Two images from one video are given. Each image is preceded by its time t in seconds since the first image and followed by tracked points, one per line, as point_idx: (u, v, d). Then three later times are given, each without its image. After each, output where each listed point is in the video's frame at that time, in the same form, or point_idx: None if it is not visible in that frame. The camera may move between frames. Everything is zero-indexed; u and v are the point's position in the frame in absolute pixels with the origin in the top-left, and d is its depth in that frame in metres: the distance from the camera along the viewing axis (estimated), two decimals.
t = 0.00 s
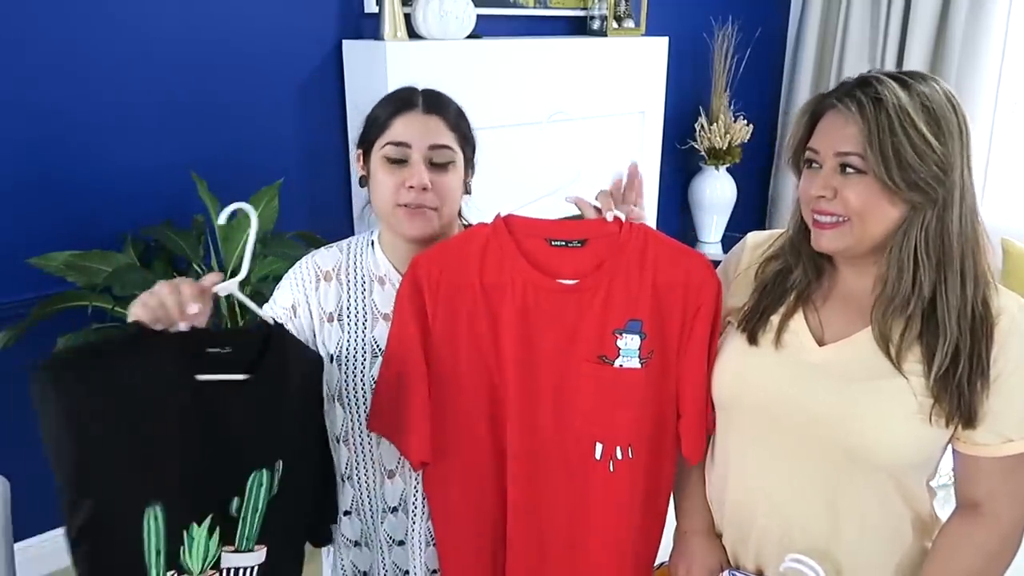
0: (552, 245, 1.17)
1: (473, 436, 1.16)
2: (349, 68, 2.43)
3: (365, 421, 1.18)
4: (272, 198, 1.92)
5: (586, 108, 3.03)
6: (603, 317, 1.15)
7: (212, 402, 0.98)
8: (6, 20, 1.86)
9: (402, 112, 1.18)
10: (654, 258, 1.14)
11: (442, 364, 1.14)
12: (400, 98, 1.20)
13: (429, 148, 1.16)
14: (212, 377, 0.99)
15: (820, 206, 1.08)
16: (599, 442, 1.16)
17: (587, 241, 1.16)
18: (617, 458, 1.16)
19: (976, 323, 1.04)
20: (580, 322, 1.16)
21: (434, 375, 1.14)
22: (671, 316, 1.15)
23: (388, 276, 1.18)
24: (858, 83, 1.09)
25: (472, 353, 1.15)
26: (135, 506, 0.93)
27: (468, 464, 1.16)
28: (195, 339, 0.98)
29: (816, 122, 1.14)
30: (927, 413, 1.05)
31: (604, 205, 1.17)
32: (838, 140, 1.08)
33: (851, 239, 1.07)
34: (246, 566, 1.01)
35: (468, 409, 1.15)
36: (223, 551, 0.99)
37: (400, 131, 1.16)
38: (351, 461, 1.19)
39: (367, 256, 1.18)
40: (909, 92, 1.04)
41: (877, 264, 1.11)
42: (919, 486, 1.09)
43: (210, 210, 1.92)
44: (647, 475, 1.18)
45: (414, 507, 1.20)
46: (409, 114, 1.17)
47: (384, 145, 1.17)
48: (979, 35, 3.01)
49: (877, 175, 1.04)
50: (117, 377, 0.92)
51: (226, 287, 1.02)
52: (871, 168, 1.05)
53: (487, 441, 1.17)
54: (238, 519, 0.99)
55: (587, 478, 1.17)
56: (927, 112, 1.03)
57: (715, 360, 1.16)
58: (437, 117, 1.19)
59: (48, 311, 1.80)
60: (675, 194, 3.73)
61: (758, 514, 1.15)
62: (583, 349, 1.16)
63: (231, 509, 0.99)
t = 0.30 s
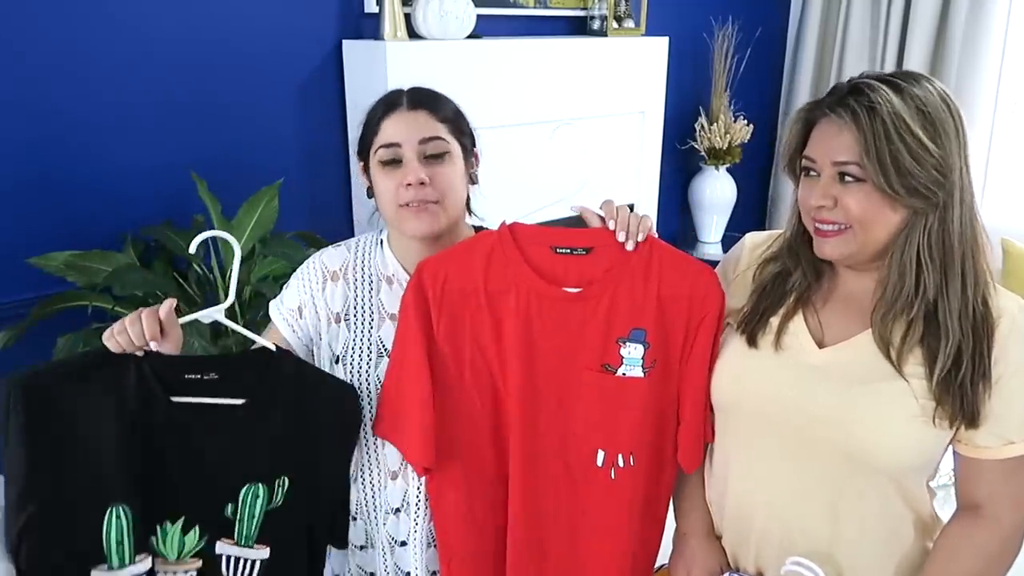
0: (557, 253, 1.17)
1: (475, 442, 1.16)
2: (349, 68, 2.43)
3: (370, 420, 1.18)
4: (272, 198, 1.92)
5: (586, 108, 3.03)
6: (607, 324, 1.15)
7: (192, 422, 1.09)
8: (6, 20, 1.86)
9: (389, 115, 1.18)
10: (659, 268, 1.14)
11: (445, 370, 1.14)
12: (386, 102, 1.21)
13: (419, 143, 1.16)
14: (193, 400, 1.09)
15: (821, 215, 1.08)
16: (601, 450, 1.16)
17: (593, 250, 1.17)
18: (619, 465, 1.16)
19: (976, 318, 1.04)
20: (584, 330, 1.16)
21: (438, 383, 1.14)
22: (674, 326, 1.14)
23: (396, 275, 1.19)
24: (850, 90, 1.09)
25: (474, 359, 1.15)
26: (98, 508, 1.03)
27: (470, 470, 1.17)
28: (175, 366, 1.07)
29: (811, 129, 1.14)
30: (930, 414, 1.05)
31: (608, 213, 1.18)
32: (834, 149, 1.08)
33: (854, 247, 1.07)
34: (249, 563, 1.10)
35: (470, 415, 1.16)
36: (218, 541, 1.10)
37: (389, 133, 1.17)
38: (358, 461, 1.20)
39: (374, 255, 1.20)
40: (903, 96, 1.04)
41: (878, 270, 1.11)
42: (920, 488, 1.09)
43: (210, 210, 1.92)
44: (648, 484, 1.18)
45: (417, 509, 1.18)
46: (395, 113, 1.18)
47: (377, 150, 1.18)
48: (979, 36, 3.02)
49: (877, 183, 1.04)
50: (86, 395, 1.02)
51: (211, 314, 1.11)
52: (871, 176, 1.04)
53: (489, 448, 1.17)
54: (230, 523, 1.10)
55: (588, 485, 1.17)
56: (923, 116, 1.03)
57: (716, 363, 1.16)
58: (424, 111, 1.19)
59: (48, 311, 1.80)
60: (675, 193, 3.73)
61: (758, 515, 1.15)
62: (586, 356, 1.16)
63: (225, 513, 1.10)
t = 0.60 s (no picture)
0: (562, 245, 1.17)
1: (479, 434, 1.16)
2: (349, 68, 2.43)
3: (369, 418, 1.19)
4: (272, 198, 1.91)
5: (586, 108, 3.03)
6: (614, 316, 1.14)
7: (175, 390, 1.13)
8: (6, 20, 1.86)
9: (391, 113, 1.18)
10: (667, 259, 1.14)
11: (447, 363, 1.14)
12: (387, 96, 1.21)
13: (420, 146, 1.17)
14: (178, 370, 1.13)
15: (819, 206, 1.08)
16: (611, 441, 1.16)
17: (599, 241, 1.17)
18: (629, 458, 1.15)
19: (975, 321, 1.04)
20: (591, 322, 1.15)
21: (439, 375, 1.14)
22: (683, 317, 1.14)
23: (394, 275, 1.19)
24: (857, 82, 1.09)
25: (478, 351, 1.14)
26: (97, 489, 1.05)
27: (474, 462, 1.16)
28: (147, 335, 1.11)
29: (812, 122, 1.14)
30: (928, 418, 1.04)
31: (614, 204, 1.17)
32: (836, 141, 1.08)
33: (851, 241, 1.07)
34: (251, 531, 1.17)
35: (474, 408, 1.15)
36: (216, 510, 1.17)
37: (390, 134, 1.17)
38: (358, 459, 1.21)
39: (373, 256, 1.21)
40: (908, 92, 1.04)
41: (874, 267, 1.12)
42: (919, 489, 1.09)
43: (210, 210, 1.92)
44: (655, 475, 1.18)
45: (416, 508, 1.18)
46: (396, 115, 1.18)
47: (377, 148, 1.18)
48: (979, 36, 3.02)
49: (877, 175, 1.04)
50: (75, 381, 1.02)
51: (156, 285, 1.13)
52: (872, 168, 1.05)
53: (492, 441, 1.17)
54: (225, 494, 1.16)
55: (598, 476, 1.17)
56: (927, 112, 1.03)
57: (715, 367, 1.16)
58: (426, 114, 1.19)
59: (48, 311, 1.80)
60: (675, 193, 3.73)
61: (757, 516, 1.15)
62: (593, 349, 1.15)
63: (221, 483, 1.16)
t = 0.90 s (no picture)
0: (567, 260, 1.17)
1: (479, 448, 1.15)
2: (349, 68, 2.43)
3: (362, 416, 1.19)
4: (272, 198, 1.92)
5: (586, 108, 3.03)
6: (617, 332, 1.14)
7: (213, 391, 1.04)
8: (6, 19, 1.86)
9: (410, 122, 1.17)
10: (671, 277, 1.14)
11: (448, 376, 1.14)
12: (401, 98, 1.19)
13: (442, 157, 1.17)
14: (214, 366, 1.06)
15: (815, 212, 1.08)
16: (609, 461, 1.13)
17: (603, 256, 1.16)
18: (627, 479, 1.13)
19: (972, 320, 1.05)
20: (593, 337, 1.15)
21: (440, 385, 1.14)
22: (687, 335, 1.13)
23: (387, 274, 1.19)
24: (847, 86, 1.09)
25: (479, 362, 1.14)
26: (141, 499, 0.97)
27: (472, 475, 1.16)
28: (199, 330, 1.03)
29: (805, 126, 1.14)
30: (926, 419, 1.05)
31: (620, 219, 1.18)
32: (830, 146, 1.08)
33: (848, 245, 1.08)
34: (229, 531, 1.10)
35: (474, 420, 1.15)
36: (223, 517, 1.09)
37: (414, 144, 1.16)
38: (349, 458, 1.21)
39: (369, 255, 1.21)
40: (899, 94, 1.04)
41: (872, 269, 1.12)
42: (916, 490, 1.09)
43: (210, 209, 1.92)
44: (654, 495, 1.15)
45: (411, 507, 1.20)
46: (418, 125, 1.17)
47: (395, 156, 1.16)
48: (979, 36, 3.02)
49: (871, 179, 1.04)
50: (133, 380, 0.95)
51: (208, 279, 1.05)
52: (866, 173, 1.05)
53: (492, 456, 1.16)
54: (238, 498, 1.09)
55: (596, 496, 1.14)
56: (919, 114, 1.04)
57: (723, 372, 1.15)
58: (446, 127, 1.19)
59: (48, 311, 1.80)
60: (675, 193, 3.73)
61: (753, 519, 1.15)
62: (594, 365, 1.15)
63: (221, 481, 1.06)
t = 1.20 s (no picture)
0: (550, 286, 1.16)
1: (457, 473, 1.15)
2: (349, 68, 2.43)
3: (365, 416, 1.20)
4: (272, 198, 1.93)
5: (586, 108, 3.03)
6: (598, 355, 1.14)
7: (211, 419, 1.04)
8: (7, 20, 1.87)
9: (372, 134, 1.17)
10: (654, 302, 1.12)
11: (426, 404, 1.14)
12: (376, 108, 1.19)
13: (399, 167, 1.15)
14: (216, 397, 1.04)
15: (812, 215, 1.09)
16: (585, 478, 1.15)
17: (586, 283, 1.16)
18: (602, 495, 1.15)
19: (968, 321, 1.05)
20: (573, 362, 1.15)
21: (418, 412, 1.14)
22: (669, 359, 1.13)
23: (391, 274, 1.20)
24: (841, 89, 1.09)
25: (460, 386, 1.14)
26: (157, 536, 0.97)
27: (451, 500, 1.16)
28: (201, 364, 1.02)
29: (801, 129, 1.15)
30: (923, 419, 1.05)
31: (604, 242, 1.14)
32: (825, 149, 1.08)
33: (844, 246, 1.08)
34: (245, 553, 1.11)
35: (453, 446, 1.15)
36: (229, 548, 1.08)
37: (373, 155, 1.16)
38: (350, 459, 1.22)
39: (372, 255, 1.21)
40: (893, 97, 1.05)
41: (869, 271, 1.12)
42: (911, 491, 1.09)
43: (210, 210, 1.92)
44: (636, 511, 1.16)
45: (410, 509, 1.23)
46: (377, 136, 1.16)
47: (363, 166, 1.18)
48: (979, 36, 3.02)
49: (867, 182, 1.04)
50: (135, 415, 0.95)
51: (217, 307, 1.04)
52: (861, 176, 1.05)
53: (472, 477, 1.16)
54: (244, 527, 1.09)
55: (573, 512, 1.17)
56: (913, 116, 1.04)
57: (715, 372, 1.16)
58: (409, 135, 1.16)
59: (48, 311, 1.81)
60: (675, 193, 3.73)
61: (749, 520, 1.15)
62: (575, 387, 1.15)
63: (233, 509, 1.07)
